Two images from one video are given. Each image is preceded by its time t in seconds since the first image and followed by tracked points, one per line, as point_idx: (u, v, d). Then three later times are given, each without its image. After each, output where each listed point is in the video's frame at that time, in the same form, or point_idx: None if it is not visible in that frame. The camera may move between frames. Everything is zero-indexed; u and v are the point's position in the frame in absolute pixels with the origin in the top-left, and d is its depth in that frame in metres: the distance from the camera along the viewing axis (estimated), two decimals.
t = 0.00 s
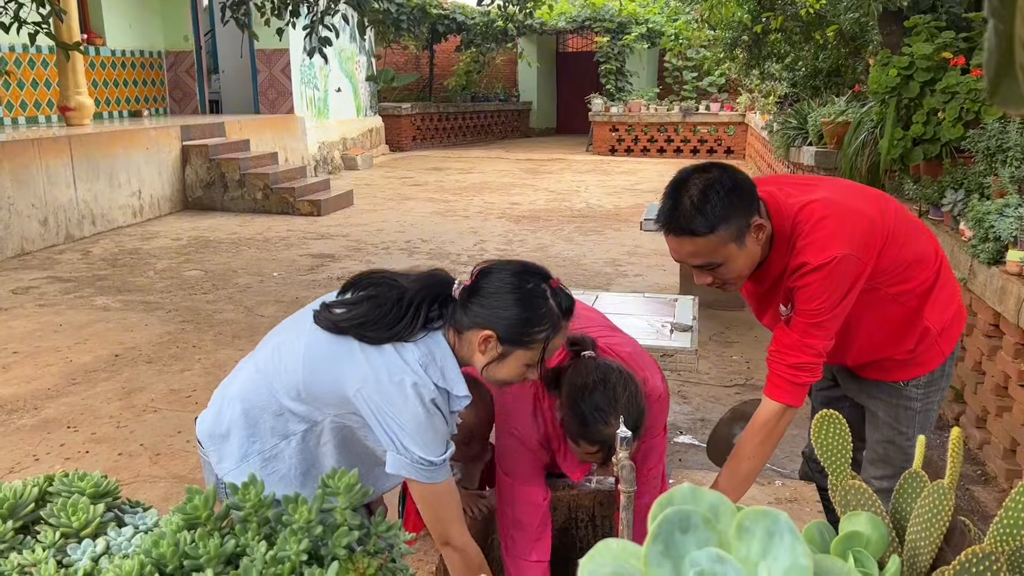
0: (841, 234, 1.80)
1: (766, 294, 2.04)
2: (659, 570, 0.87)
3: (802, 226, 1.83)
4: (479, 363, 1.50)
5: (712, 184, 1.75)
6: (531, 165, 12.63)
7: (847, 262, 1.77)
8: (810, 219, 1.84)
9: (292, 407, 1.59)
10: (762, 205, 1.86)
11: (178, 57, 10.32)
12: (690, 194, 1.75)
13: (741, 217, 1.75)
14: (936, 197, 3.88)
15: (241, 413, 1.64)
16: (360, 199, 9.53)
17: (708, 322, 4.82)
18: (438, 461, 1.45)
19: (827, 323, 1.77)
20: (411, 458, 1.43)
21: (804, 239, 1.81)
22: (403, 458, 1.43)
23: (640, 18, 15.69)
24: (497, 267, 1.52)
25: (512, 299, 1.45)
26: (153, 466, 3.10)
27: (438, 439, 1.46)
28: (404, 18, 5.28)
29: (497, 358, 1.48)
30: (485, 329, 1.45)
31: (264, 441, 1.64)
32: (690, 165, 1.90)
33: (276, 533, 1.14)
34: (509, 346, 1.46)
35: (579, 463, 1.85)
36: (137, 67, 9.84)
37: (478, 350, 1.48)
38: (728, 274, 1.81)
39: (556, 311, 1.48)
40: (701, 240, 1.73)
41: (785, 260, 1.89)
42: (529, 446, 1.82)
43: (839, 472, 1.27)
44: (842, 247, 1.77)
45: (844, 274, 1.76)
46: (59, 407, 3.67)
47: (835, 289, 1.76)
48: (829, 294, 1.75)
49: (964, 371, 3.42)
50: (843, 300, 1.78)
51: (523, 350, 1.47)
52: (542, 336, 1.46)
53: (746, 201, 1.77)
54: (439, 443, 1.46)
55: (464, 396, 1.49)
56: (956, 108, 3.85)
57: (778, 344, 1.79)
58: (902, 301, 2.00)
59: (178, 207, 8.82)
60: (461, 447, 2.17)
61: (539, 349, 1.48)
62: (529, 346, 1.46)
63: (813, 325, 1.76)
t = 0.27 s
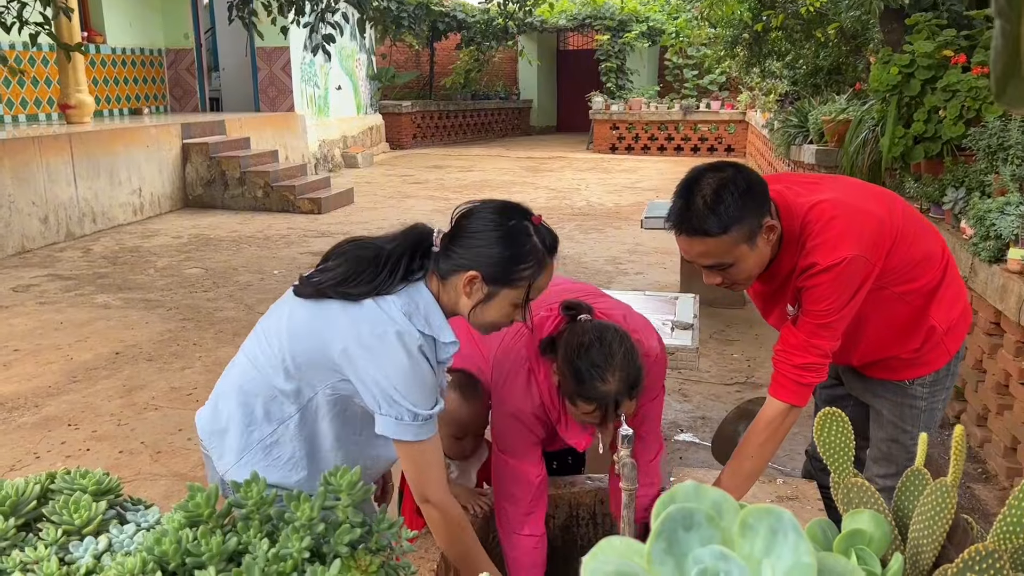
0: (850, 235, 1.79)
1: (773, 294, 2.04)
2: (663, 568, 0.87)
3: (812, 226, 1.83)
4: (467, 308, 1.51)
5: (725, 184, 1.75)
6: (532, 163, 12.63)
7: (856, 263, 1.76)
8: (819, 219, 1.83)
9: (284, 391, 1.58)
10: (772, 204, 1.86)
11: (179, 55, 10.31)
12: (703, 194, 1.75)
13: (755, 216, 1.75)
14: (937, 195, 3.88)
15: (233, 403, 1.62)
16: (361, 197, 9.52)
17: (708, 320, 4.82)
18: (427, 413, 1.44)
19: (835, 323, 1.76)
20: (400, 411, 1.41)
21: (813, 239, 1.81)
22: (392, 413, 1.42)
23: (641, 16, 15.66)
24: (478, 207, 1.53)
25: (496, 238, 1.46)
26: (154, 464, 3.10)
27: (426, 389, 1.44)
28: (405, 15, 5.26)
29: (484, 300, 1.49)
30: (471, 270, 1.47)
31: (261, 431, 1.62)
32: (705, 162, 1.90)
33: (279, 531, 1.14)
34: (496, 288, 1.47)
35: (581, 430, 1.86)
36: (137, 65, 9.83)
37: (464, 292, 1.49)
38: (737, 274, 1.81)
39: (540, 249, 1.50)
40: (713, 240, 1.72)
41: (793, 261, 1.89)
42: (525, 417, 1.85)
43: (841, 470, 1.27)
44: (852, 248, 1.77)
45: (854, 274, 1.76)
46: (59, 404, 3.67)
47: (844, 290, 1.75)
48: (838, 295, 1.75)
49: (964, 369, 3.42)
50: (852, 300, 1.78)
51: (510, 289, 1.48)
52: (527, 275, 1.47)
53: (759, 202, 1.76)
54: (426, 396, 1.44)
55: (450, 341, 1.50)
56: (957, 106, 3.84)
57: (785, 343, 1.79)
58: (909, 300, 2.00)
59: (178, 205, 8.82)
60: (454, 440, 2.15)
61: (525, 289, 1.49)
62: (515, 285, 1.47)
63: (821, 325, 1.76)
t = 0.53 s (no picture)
0: (856, 235, 1.79)
1: (777, 293, 2.03)
2: (666, 568, 0.87)
3: (818, 225, 1.82)
4: (452, 268, 1.52)
5: (736, 182, 1.75)
6: (532, 161, 12.63)
7: (862, 263, 1.76)
8: (826, 219, 1.83)
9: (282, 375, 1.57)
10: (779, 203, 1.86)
11: (179, 53, 10.30)
12: (713, 192, 1.74)
13: (765, 217, 1.74)
14: (938, 194, 3.88)
15: (233, 396, 1.62)
16: (361, 196, 9.52)
17: (709, 319, 4.82)
18: (414, 383, 1.43)
19: (839, 323, 1.77)
20: (385, 382, 1.41)
21: (819, 239, 1.81)
22: (378, 384, 1.41)
23: (641, 14, 15.65)
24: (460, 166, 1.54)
25: (477, 195, 1.47)
26: (154, 462, 3.10)
27: (414, 355, 1.44)
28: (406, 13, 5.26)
29: (468, 259, 1.50)
30: (454, 228, 1.48)
31: (262, 420, 1.61)
32: (715, 160, 1.89)
33: (280, 530, 1.14)
34: (479, 246, 1.48)
35: (572, 398, 1.92)
36: (138, 63, 9.83)
37: (447, 252, 1.50)
38: (743, 273, 1.81)
39: (523, 205, 1.51)
40: (721, 240, 1.72)
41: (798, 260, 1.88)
42: (513, 386, 1.87)
43: (844, 470, 1.27)
44: (858, 249, 1.77)
45: (860, 275, 1.76)
46: (60, 402, 3.67)
47: (849, 290, 1.76)
48: (842, 295, 1.75)
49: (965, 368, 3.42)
50: (857, 300, 1.78)
51: (493, 247, 1.49)
52: (510, 231, 1.48)
53: (770, 203, 1.76)
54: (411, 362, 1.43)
55: (437, 304, 1.51)
56: (958, 105, 3.84)
57: (788, 343, 1.79)
58: (914, 300, 2.00)
59: (178, 203, 8.82)
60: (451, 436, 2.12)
61: (510, 246, 1.50)
62: (499, 242, 1.48)
63: (825, 326, 1.76)
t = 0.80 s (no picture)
0: (857, 235, 1.79)
1: (778, 292, 2.03)
2: (666, 568, 0.87)
3: (820, 225, 1.82)
4: (436, 244, 1.53)
5: (741, 179, 1.75)
6: (532, 160, 12.63)
7: (863, 263, 1.76)
8: (827, 217, 1.83)
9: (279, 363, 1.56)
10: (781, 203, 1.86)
11: (179, 52, 10.29)
12: (718, 188, 1.74)
13: (767, 216, 1.74)
14: (938, 193, 3.88)
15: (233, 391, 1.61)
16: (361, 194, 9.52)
17: (709, 318, 4.82)
18: (403, 362, 1.44)
19: (840, 323, 1.76)
20: (374, 363, 1.41)
21: (821, 238, 1.80)
22: (368, 365, 1.42)
23: (641, 13, 15.65)
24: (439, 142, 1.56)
25: (459, 169, 1.49)
26: (154, 461, 3.10)
27: (403, 333, 1.45)
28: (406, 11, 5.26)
29: (451, 234, 1.51)
30: (437, 202, 1.49)
31: (263, 412, 1.59)
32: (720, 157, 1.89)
33: (280, 529, 1.14)
34: (462, 220, 1.49)
35: (563, 359, 1.96)
36: (138, 61, 9.82)
37: (431, 227, 1.51)
38: (743, 271, 1.80)
39: (504, 177, 1.53)
40: (723, 237, 1.72)
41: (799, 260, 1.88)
42: (502, 342, 1.90)
43: (844, 470, 1.27)
44: (859, 249, 1.77)
45: (861, 274, 1.76)
46: (60, 401, 3.67)
47: (850, 290, 1.75)
48: (843, 295, 1.75)
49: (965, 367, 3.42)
50: (858, 300, 1.78)
51: (475, 221, 1.50)
52: (492, 204, 1.50)
53: (774, 202, 1.75)
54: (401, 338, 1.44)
55: (424, 279, 1.52)
56: (959, 104, 3.83)
57: (788, 343, 1.79)
58: (914, 300, 2.00)
59: (178, 201, 8.82)
60: (450, 431, 2.06)
61: (493, 220, 1.51)
62: (481, 216, 1.49)
63: (826, 326, 1.76)
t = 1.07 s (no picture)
0: (858, 234, 1.79)
1: (777, 289, 2.03)
2: (668, 567, 0.87)
3: (821, 224, 1.82)
4: (422, 216, 1.53)
5: (744, 176, 1.75)
6: (532, 159, 12.63)
7: (863, 262, 1.76)
8: (828, 215, 1.83)
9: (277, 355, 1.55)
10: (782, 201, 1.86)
11: (178, 50, 10.28)
12: (720, 184, 1.74)
13: (768, 213, 1.74)
14: (938, 193, 3.88)
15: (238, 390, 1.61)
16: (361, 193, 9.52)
17: (709, 317, 4.82)
18: (391, 342, 1.42)
19: (839, 322, 1.77)
20: (363, 343, 1.41)
21: (821, 237, 1.80)
22: (357, 346, 1.42)
23: (641, 12, 15.64)
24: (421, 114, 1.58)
25: (440, 138, 1.50)
26: (154, 459, 3.10)
27: (392, 313, 1.44)
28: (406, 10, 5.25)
29: (437, 205, 1.51)
30: (420, 173, 1.49)
31: (268, 406, 1.60)
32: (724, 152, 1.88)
33: (281, 528, 1.14)
34: (446, 189, 1.50)
35: (561, 310, 1.91)
36: (137, 60, 9.82)
37: (416, 199, 1.52)
38: (741, 268, 1.80)
39: (486, 145, 1.53)
40: (724, 233, 1.72)
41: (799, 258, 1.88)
42: (502, 290, 1.89)
43: (845, 469, 1.27)
44: (859, 249, 1.77)
45: (861, 273, 1.76)
46: (59, 399, 3.67)
47: (850, 289, 1.75)
48: (843, 295, 1.75)
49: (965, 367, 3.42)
50: (858, 300, 1.78)
51: (460, 189, 1.50)
52: (476, 172, 1.50)
53: (775, 200, 1.76)
54: (390, 318, 1.43)
55: (410, 254, 1.51)
56: (959, 103, 3.83)
57: (788, 343, 1.79)
58: (913, 300, 2.00)
59: (177, 200, 8.81)
60: (449, 429, 2.07)
61: (476, 188, 1.52)
62: (466, 184, 1.50)
63: (825, 326, 1.76)
